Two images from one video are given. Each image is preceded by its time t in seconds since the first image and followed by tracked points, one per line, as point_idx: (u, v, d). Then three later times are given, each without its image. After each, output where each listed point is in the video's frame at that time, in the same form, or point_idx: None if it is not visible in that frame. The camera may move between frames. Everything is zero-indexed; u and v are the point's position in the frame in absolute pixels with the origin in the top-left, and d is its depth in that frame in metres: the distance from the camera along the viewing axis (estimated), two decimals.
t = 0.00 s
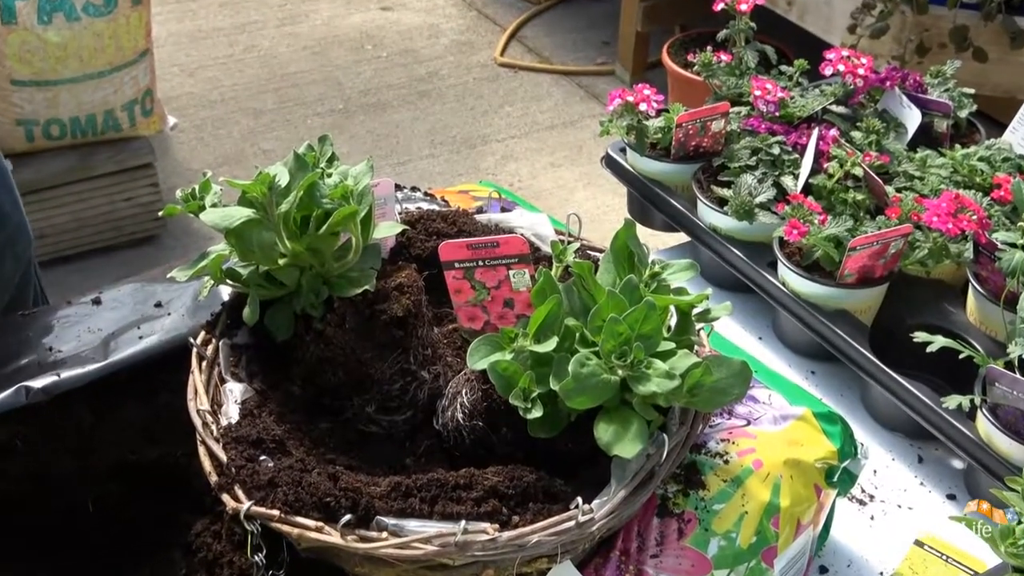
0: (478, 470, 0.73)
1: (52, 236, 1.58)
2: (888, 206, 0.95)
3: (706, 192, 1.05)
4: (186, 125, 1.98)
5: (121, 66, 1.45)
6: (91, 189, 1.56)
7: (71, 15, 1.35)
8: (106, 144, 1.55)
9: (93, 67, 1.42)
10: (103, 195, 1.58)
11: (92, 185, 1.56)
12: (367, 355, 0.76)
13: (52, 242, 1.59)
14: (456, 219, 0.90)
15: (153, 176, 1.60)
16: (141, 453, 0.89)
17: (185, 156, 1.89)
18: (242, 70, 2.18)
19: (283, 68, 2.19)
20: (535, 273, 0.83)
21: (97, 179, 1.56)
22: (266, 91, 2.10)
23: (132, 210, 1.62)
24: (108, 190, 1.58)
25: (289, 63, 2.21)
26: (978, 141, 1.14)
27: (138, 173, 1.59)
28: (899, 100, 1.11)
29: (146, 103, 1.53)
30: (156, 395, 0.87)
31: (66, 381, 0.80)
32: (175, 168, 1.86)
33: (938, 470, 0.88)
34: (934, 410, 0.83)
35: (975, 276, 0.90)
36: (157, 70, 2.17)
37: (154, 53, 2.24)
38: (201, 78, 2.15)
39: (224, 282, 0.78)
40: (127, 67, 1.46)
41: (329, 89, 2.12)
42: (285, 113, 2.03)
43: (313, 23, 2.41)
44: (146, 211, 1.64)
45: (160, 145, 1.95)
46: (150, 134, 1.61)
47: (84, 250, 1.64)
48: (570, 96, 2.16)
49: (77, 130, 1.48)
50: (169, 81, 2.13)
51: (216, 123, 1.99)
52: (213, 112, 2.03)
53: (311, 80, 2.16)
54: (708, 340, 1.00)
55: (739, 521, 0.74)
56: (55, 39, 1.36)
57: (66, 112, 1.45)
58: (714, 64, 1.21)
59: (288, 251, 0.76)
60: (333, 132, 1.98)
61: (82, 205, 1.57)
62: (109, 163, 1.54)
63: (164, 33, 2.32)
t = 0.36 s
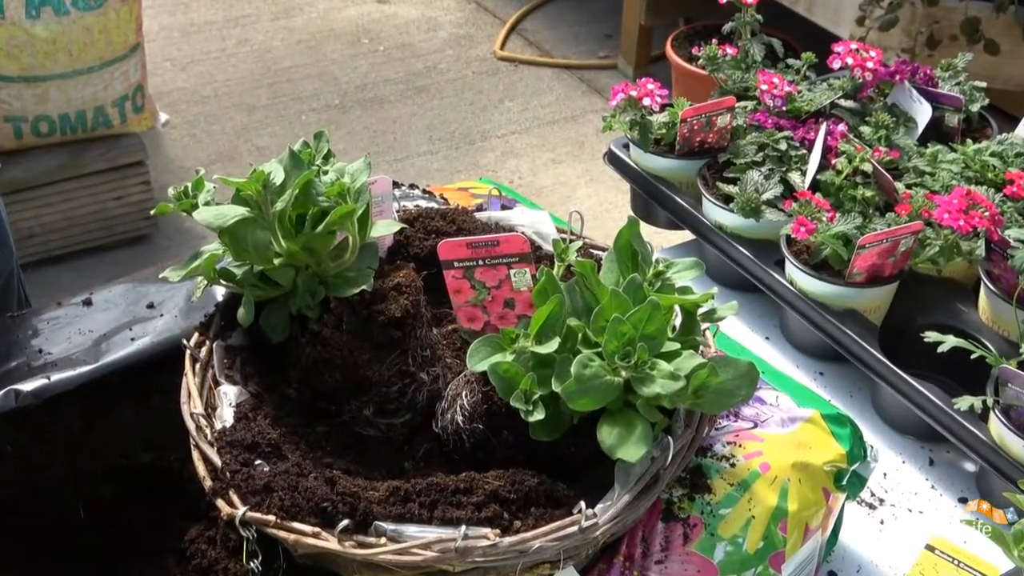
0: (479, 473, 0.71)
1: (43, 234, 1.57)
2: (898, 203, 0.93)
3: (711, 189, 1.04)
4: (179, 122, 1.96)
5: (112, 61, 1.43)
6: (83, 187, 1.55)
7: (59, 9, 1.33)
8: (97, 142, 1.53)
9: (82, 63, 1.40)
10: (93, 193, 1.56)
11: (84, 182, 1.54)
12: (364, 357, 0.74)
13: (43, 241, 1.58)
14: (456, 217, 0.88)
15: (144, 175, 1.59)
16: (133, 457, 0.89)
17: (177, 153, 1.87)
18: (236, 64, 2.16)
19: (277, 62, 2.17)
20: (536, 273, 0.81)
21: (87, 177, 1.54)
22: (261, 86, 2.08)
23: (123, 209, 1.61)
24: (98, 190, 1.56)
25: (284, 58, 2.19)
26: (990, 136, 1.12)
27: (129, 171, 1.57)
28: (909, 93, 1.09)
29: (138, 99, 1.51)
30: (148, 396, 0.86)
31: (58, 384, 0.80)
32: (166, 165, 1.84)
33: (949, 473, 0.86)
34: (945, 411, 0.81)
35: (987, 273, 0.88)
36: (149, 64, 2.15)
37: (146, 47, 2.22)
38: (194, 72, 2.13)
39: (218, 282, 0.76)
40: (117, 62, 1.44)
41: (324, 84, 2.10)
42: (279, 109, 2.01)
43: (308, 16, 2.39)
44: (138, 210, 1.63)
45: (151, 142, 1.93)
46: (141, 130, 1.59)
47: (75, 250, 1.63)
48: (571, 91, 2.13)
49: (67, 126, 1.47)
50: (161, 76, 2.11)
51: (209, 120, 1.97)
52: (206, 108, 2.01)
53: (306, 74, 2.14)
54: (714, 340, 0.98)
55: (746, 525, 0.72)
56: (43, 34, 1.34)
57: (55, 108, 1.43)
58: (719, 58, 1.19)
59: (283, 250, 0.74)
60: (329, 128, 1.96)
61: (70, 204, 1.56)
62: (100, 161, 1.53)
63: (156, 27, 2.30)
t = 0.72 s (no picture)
0: (479, 473, 0.71)
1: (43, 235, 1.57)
2: (899, 203, 0.93)
3: (712, 188, 1.04)
4: (179, 121, 1.96)
5: (113, 60, 1.43)
6: (83, 187, 1.55)
7: (59, 8, 1.32)
8: (98, 141, 1.53)
9: (83, 62, 1.40)
10: (94, 192, 1.56)
11: (84, 181, 1.54)
12: (365, 356, 0.74)
13: (43, 241, 1.58)
14: (456, 217, 0.88)
15: (143, 175, 1.59)
16: (133, 456, 0.89)
17: (178, 152, 1.87)
18: (236, 64, 2.16)
19: (277, 61, 2.17)
20: (537, 272, 0.81)
21: (88, 176, 1.54)
22: (261, 86, 2.08)
23: (123, 208, 1.61)
24: (98, 189, 1.57)
25: (285, 57, 2.19)
26: (991, 136, 1.12)
27: (129, 169, 1.58)
28: (910, 93, 1.09)
29: (138, 98, 1.51)
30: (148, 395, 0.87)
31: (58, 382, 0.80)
32: (167, 164, 1.85)
33: (949, 472, 0.86)
34: (945, 412, 0.81)
35: (988, 273, 0.88)
36: (149, 63, 2.15)
37: (146, 46, 2.22)
38: (194, 72, 2.13)
39: (219, 281, 0.76)
40: (118, 61, 1.44)
41: (325, 83, 2.10)
42: (281, 108, 2.01)
43: (308, 16, 2.39)
44: (138, 209, 1.63)
45: (152, 141, 1.93)
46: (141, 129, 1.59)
47: (75, 250, 1.63)
48: (572, 91, 2.13)
49: (67, 125, 1.47)
50: (162, 75, 2.11)
51: (210, 119, 1.97)
52: (206, 107, 2.01)
53: (307, 74, 2.14)
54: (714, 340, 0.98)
55: (746, 525, 0.72)
56: (44, 33, 1.33)
57: (56, 107, 1.43)
58: (720, 57, 1.19)
59: (284, 250, 0.74)
60: (329, 127, 1.96)
61: (71, 203, 1.56)
62: (100, 160, 1.53)
63: (157, 27, 2.30)
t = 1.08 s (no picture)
0: (479, 472, 0.71)
1: (43, 234, 1.57)
2: (899, 202, 0.93)
3: (711, 188, 1.04)
4: (179, 121, 1.96)
5: (112, 60, 1.43)
6: (84, 186, 1.55)
7: (59, 7, 1.32)
8: (98, 141, 1.53)
9: (83, 62, 1.40)
10: (93, 192, 1.56)
11: (84, 181, 1.54)
12: (364, 356, 0.74)
13: (43, 241, 1.58)
14: (455, 217, 0.89)
15: (143, 174, 1.59)
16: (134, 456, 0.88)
17: (178, 152, 1.87)
18: (236, 64, 2.16)
19: (277, 61, 2.17)
20: (536, 272, 0.81)
21: (88, 176, 1.54)
22: (261, 85, 2.08)
23: (123, 208, 1.61)
24: (99, 188, 1.57)
25: (285, 57, 2.19)
26: (991, 135, 1.12)
27: (129, 169, 1.57)
28: (909, 93, 1.09)
29: (138, 98, 1.52)
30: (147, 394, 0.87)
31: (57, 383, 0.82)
32: (167, 164, 1.85)
33: (948, 472, 0.86)
34: (944, 412, 0.80)
35: (987, 273, 0.88)
36: (149, 63, 2.15)
37: (146, 46, 2.22)
38: (194, 72, 2.13)
39: (218, 281, 0.76)
40: (118, 61, 1.44)
41: (325, 83, 2.10)
42: (280, 108, 2.00)
43: (308, 15, 2.39)
44: (138, 209, 1.63)
45: (152, 141, 1.93)
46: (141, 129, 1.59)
47: (75, 250, 1.63)
48: (572, 90, 2.13)
49: (67, 125, 1.47)
50: (162, 75, 2.11)
51: (210, 118, 1.97)
52: (206, 107, 2.01)
53: (307, 74, 2.14)
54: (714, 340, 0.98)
55: (745, 525, 0.72)
56: (44, 33, 1.33)
57: (56, 108, 1.43)
58: (720, 56, 1.19)
59: (284, 249, 0.74)
60: (329, 127, 1.96)
61: (71, 203, 1.56)
62: (100, 160, 1.53)
63: (157, 27, 2.30)
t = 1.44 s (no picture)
0: (479, 472, 0.71)
1: (43, 233, 1.57)
2: (899, 202, 0.93)
3: (711, 188, 1.04)
4: (179, 120, 1.96)
5: (113, 60, 1.43)
6: (84, 186, 1.55)
7: (59, 7, 1.32)
8: (98, 141, 1.53)
9: (83, 62, 1.40)
10: (93, 192, 1.56)
11: (84, 181, 1.54)
12: (365, 356, 0.74)
13: (43, 241, 1.58)
14: (456, 216, 0.89)
15: (143, 174, 1.59)
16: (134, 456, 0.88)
17: (178, 152, 1.87)
18: (236, 63, 2.16)
19: (277, 61, 2.17)
20: (537, 272, 0.81)
21: (88, 176, 1.54)
22: (261, 85, 2.08)
23: (124, 208, 1.61)
24: (98, 188, 1.56)
25: (285, 57, 2.19)
26: (991, 135, 1.12)
27: (129, 169, 1.57)
28: (910, 93, 1.09)
29: (138, 98, 1.52)
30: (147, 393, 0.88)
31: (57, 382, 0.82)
32: (167, 164, 1.84)
33: (948, 472, 0.86)
34: (945, 412, 0.80)
35: (988, 273, 0.88)
36: (149, 63, 2.15)
37: (145, 46, 2.22)
38: (194, 71, 2.12)
39: (218, 280, 0.76)
40: (118, 61, 1.44)
41: (326, 83, 2.10)
42: (281, 108, 2.00)
43: (308, 15, 2.39)
44: (138, 209, 1.63)
45: (152, 141, 1.92)
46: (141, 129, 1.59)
47: (75, 250, 1.63)
48: (573, 90, 2.13)
49: (67, 125, 1.47)
50: (162, 74, 2.11)
51: (210, 118, 1.97)
52: (206, 107, 2.00)
53: (307, 73, 2.14)
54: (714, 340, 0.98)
55: (746, 525, 0.72)
56: (44, 32, 1.33)
57: (56, 108, 1.43)
58: (720, 56, 1.19)
59: (285, 249, 0.74)
60: (330, 127, 1.96)
61: (71, 203, 1.56)
62: (100, 160, 1.52)
63: (157, 26, 2.30)
